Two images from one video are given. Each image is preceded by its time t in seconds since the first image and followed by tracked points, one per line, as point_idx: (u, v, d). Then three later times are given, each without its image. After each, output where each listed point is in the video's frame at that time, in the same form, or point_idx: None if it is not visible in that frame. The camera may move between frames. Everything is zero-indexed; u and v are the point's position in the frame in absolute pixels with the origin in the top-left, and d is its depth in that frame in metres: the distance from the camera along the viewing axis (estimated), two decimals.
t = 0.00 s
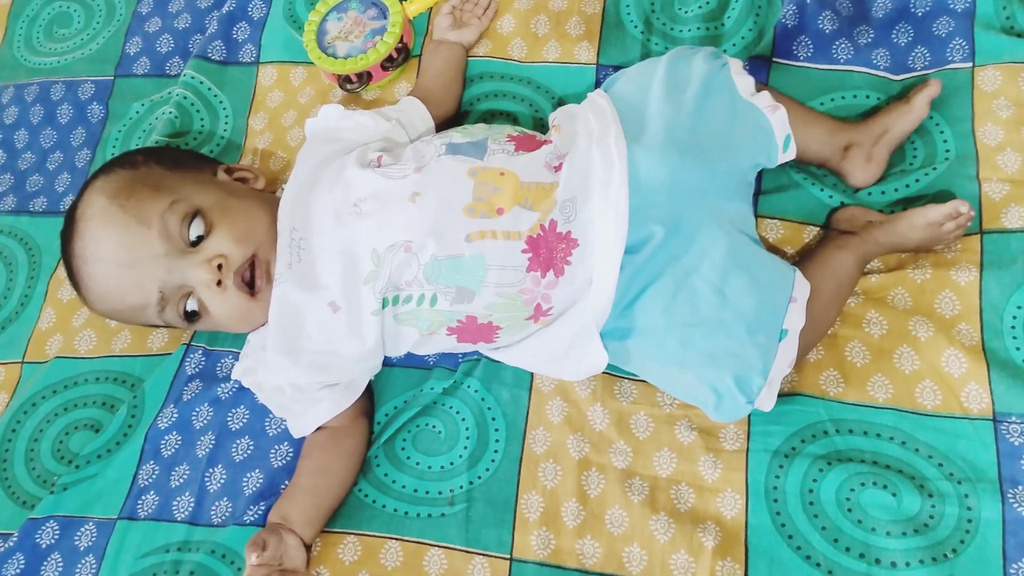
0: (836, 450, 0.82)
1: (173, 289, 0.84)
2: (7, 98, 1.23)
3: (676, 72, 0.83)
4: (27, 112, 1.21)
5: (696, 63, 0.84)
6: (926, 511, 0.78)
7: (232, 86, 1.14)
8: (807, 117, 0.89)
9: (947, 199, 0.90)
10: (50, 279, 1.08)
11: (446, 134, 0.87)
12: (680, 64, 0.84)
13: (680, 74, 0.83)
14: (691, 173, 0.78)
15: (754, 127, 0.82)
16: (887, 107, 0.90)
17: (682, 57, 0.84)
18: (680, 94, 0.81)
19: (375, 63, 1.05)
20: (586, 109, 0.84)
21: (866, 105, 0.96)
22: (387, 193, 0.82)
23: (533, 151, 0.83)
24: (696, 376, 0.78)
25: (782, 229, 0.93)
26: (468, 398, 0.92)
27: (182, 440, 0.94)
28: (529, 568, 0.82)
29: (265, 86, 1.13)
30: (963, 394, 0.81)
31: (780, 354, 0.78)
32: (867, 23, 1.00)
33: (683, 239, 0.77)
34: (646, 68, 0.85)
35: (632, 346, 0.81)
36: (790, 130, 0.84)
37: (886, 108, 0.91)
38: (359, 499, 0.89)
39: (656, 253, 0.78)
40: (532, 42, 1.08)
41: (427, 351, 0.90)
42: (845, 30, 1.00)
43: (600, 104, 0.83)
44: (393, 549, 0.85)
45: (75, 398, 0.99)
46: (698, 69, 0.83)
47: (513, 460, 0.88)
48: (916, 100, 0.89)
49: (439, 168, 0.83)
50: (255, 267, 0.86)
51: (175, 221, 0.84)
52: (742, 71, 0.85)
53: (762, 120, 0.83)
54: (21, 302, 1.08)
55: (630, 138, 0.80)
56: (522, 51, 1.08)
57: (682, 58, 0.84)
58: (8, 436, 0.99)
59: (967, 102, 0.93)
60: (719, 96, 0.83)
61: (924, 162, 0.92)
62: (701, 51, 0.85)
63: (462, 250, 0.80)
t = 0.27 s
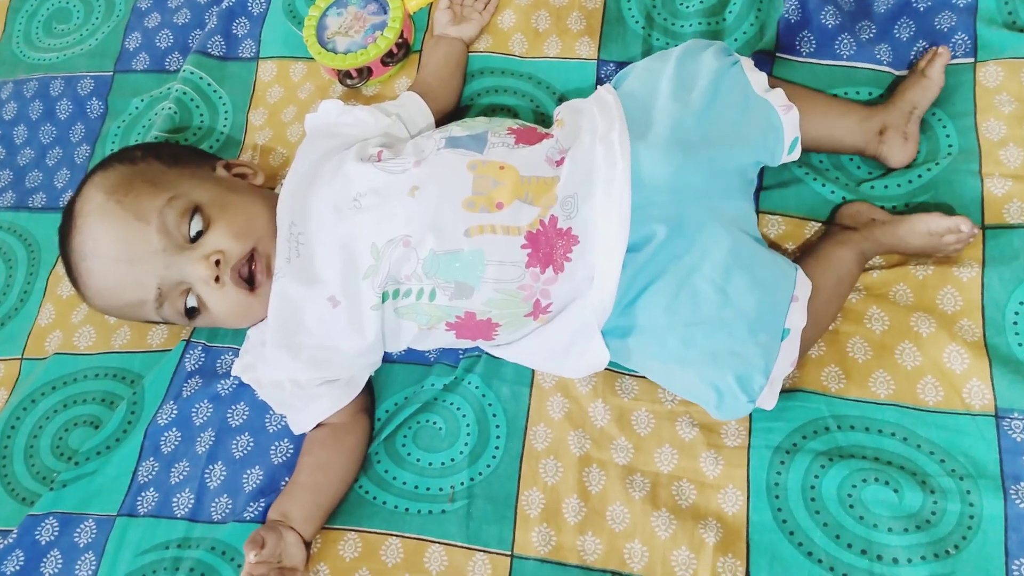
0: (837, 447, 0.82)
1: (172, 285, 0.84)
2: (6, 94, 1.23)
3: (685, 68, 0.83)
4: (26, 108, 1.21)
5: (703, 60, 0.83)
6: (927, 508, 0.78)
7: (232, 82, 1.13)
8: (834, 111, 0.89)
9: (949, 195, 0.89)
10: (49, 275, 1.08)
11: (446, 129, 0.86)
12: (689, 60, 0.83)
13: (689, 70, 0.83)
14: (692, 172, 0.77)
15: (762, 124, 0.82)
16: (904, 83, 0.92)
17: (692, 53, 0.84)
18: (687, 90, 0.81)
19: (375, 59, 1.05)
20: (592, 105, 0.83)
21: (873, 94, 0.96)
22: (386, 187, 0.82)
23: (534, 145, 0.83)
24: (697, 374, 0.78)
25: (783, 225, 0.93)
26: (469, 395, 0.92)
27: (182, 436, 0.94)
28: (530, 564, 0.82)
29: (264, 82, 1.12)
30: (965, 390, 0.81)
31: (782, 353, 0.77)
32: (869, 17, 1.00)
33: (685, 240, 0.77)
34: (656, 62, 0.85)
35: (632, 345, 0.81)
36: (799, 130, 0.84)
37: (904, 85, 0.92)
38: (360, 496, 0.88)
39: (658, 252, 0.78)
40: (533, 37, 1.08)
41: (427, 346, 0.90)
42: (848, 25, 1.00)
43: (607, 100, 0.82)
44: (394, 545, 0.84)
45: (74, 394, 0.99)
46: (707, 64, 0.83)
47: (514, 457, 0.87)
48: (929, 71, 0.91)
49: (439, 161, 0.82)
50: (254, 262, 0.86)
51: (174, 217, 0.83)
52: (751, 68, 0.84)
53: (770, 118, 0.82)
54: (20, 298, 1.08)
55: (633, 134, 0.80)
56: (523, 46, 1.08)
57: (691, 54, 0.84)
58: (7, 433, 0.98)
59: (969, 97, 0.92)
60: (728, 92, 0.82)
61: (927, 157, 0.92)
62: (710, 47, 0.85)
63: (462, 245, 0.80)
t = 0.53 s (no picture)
0: (835, 450, 0.82)
1: (169, 290, 0.84)
2: (5, 97, 1.23)
3: (682, 71, 0.83)
4: (24, 111, 1.21)
5: (700, 63, 0.83)
6: (925, 511, 0.78)
7: (229, 85, 1.13)
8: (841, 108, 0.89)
9: (946, 198, 0.89)
10: (48, 279, 1.08)
11: (443, 134, 0.86)
12: (687, 64, 0.83)
13: (686, 74, 0.83)
14: (689, 176, 0.77)
15: (758, 126, 0.82)
16: (901, 76, 0.93)
17: (690, 56, 0.84)
18: (684, 93, 0.81)
19: (372, 62, 1.05)
20: (589, 108, 0.83)
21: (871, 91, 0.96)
22: (383, 193, 0.82)
23: (530, 151, 0.83)
24: (694, 378, 0.78)
25: (780, 228, 0.93)
26: (466, 398, 0.92)
27: (179, 440, 0.94)
28: (527, 568, 0.82)
29: (262, 85, 1.12)
30: (962, 394, 0.81)
31: (779, 358, 0.77)
32: (866, 20, 1.00)
33: (681, 244, 0.77)
34: (654, 66, 0.85)
35: (629, 350, 0.81)
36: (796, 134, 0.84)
37: (901, 77, 0.93)
38: (357, 499, 0.88)
39: (654, 256, 0.78)
40: (531, 40, 1.08)
41: (425, 352, 0.90)
42: (845, 27, 1.00)
43: (604, 103, 0.82)
44: (392, 549, 0.84)
45: (72, 398, 0.99)
46: (705, 67, 0.83)
47: (511, 460, 0.87)
48: (922, 60, 0.92)
49: (435, 168, 0.82)
50: (251, 265, 0.86)
51: (171, 221, 0.83)
52: (749, 71, 0.84)
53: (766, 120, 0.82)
54: (19, 301, 1.08)
55: (630, 139, 0.79)
56: (520, 49, 1.08)
57: (689, 57, 0.84)
58: (5, 436, 0.98)
59: (966, 100, 0.92)
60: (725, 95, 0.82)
61: (924, 159, 0.92)
62: (708, 50, 0.85)
63: (458, 251, 0.80)
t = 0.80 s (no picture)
0: (835, 453, 0.82)
1: (172, 293, 0.84)
2: (8, 101, 1.23)
3: (682, 76, 0.83)
4: (27, 115, 1.21)
5: (700, 67, 0.84)
6: (924, 513, 0.78)
7: (231, 89, 1.14)
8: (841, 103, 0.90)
9: (945, 201, 0.90)
10: (51, 282, 1.08)
11: (444, 139, 0.87)
12: (687, 68, 0.84)
13: (686, 78, 0.83)
14: (689, 181, 0.78)
15: (757, 131, 0.82)
16: (908, 71, 0.93)
17: (690, 61, 0.84)
18: (684, 98, 0.82)
19: (372, 66, 1.05)
20: (590, 112, 0.84)
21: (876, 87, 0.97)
22: (384, 197, 0.82)
23: (530, 156, 0.83)
24: (694, 381, 0.78)
25: (780, 231, 0.93)
26: (468, 400, 0.92)
27: (182, 442, 0.95)
28: (529, 570, 0.82)
29: (264, 88, 1.13)
30: (962, 397, 0.81)
31: (779, 361, 0.77)
32: (866, 23, 1.00)
33: (681, 248, 0.77)
34: (654, 71, 0.85)
35: (629, 353, 0.82)
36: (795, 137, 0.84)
37: (906, 73, 0.93)
38: (359, 502, 0.89)
39: (655, 261, 0.78)
40: (531, 43, 1.08)
41: (426, 355, 0.90)
42: (845, 31, 1.00)
43: (604, 108, 0.83)
44: (393, 551, 0.85)
45: (76, 400, 1.00)
46: (704, 72, 0.83)
47: (512, 463, 0.88)
48: (931, 57, 0.91)
49: (437, 173, 0.83)
50: (253, 269, 0.86)
51: (174, 225, 0.84)
52: (748, 75, 0.85)
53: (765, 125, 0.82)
54: (22, 304, 1.08)
55: (631, 143, 0.80)
56: (521, 52, 1.08)
57: (689, 62, 0.84)
58: (9, 439, 0.99)
59: (966, 103, 0.93)
60: (725, 100, 0.82)
61: (924, 163, 0.92)
62: (708, 55, 0.85)
63: (459, 256, 0.80)
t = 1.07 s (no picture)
0: (837, 451, 0.82)
1: (173, 290, 0.84)
2: (9, 99, 1.23)
3: (684, 73, 0.83)
4: (28, 113, 1.21)
5: (701, 64, 0.84)
6: (927, 511, 0.78)
7: (233, 86, 1.14)
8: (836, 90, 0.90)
9: (948, 199, 0.89)
10: (52, 279, 1.08)
11: (446, 137, 0.86)
12: (689, 65, 0.84)
13: (688, 76, 0.83)
14: (691, 178, 0.78)
15: (760, 128, 0.82)
16: (914, 55, 0.93)
17: (691, 58, 0.84)
18: (686, 95, 0.81)
19: (372, 65, 1.05)
20: (592, 109, 0.84)
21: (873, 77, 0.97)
22: (386, 195, 0.82)
23: (532, 153, 0.83)
24: (696, 378, 0.78)
25: (782, 228, 0.93)
26: (470, 398, 0.92)
27: (184, 440, 0.94)
28: (530, 568, 0.82)
29: (265, 86, 1.13)
30: (965, 395, 0.81)
31: (782, 358, 0.77)
32: (870, 22, 1.00)
33: (684, 245, 0.77)
34: (655, 68, 0.85)
35: (631, 350, 0.81)
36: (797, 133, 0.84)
37: (914, 57, 0.93)
38: (361, 500, 0.89)
39: (658, 258, 0.78)
40: (533, 40, 1.08)
41: (428, 352, 0.90)
42: (850, 28, 1.00)
43: (606, 104, 0.83)
44: (395, 549, 0.85)
45: (77, 398, 1.00)
46: (706, 69, 0.83)
47: (514, 461, 0.88)
48: (939, 44, 0.92)
49: (438, 170, 0.82)
50: (255, 266, 0.86)
51: (176, 222, 0.84)
52: (749, 72, 0.84)
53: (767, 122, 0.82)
54: (23, 302, 1.08)
55: (633, 140, 0.80)
56: (523, 49, 1.08)
57: (690, 59, 0.84)
58: (10, 437, 0.99)
59: (968, 100, 0.92)
60: (727, 97, 0.82)
61: (928, 160, 0.92)
62: (709, 52, 0.85)
63: (461, 253, 0.80)
